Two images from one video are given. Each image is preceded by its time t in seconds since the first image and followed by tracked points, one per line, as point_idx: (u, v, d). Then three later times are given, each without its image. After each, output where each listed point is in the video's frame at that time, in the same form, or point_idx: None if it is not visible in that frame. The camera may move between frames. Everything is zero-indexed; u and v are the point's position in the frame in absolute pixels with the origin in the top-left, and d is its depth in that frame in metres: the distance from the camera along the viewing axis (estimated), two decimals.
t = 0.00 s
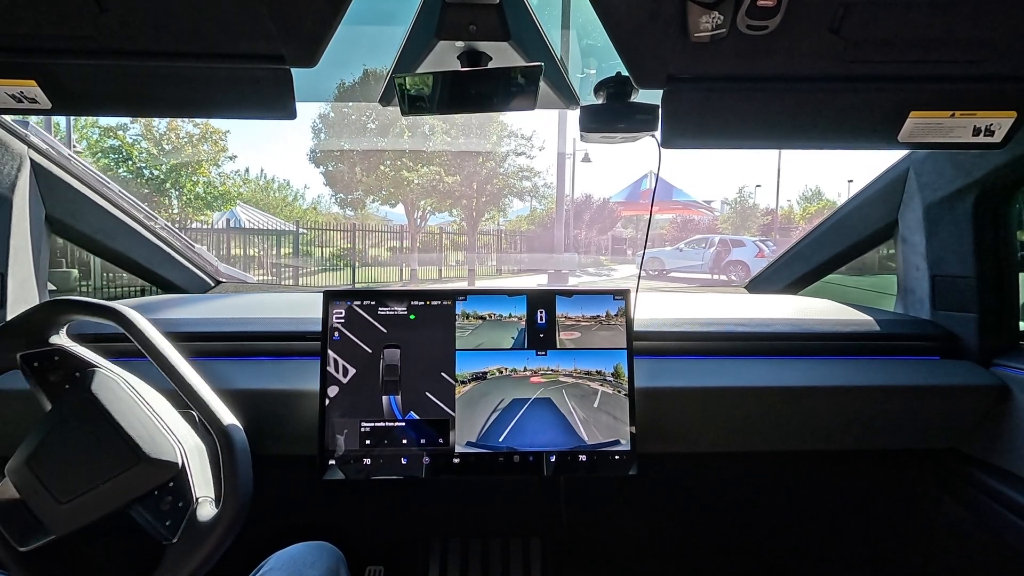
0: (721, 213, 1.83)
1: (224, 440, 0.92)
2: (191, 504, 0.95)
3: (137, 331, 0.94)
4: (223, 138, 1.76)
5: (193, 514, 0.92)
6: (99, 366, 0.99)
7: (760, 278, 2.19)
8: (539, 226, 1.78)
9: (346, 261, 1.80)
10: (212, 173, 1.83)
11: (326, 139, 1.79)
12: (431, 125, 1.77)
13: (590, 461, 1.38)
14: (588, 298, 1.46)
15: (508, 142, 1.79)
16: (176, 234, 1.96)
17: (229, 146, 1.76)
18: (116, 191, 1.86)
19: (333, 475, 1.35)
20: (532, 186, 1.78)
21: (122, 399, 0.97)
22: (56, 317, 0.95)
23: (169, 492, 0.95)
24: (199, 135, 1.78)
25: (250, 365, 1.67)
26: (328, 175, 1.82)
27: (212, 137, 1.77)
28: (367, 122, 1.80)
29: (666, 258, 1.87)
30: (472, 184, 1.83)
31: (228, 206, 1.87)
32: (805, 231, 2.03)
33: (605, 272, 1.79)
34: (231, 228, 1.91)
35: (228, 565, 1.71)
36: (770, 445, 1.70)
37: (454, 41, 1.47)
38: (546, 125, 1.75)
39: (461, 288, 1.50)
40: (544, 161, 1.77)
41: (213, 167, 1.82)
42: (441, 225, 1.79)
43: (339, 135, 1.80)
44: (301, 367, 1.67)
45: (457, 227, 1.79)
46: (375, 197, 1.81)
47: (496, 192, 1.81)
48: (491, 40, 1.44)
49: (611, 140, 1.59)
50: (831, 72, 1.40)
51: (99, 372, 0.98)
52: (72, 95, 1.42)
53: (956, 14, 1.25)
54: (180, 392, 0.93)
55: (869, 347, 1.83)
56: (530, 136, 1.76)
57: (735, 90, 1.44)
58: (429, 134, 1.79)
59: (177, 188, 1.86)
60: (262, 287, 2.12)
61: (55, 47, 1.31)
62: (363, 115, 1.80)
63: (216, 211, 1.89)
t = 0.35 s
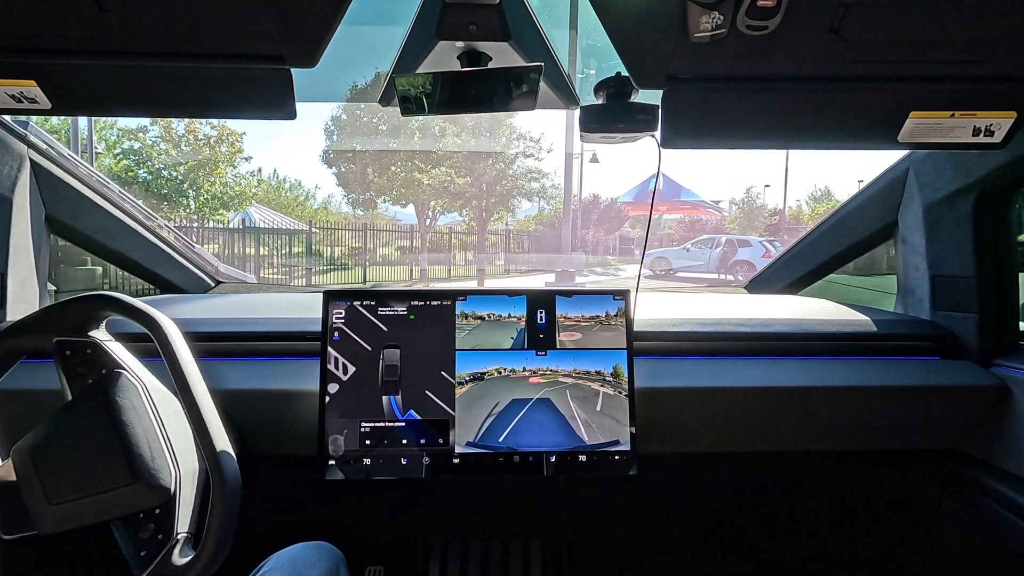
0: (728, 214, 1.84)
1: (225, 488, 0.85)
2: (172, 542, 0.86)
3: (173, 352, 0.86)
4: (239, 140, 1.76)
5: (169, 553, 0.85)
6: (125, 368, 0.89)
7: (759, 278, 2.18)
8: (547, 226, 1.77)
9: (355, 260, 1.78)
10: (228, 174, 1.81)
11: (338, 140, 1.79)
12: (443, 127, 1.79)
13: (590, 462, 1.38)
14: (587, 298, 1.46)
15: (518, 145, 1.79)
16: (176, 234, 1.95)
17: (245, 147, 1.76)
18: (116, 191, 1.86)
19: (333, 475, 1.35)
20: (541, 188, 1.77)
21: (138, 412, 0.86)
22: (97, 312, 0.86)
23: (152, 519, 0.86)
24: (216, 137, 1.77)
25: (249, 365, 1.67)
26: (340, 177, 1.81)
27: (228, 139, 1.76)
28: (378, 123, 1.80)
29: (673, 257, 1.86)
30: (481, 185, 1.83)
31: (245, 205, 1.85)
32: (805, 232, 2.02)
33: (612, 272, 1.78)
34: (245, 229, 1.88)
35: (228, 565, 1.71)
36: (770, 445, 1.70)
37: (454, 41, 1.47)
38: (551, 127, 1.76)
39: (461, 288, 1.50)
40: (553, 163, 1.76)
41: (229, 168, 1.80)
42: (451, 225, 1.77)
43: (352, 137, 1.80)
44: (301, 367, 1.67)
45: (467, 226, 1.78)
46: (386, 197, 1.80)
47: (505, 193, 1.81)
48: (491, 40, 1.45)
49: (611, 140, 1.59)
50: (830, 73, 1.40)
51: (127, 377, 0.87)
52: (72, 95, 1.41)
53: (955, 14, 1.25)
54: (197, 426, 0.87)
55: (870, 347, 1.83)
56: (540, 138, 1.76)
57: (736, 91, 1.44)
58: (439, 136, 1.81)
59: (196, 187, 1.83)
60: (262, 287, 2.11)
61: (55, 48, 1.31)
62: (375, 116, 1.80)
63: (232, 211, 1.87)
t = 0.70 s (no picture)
0: (740, 214, 1.84)
1: (211, 541, 0.77)
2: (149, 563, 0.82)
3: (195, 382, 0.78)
4: (258, 141, 1.75)
5: None
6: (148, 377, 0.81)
7: (758, 278, 2.18)
8: (558, 226, 1.77)
9: (368, 260, 1.76)
10: (250, 175, 1.81)
11: (354, 142, 1.83)
12: (456, 130, 1.84)
13: (591, 461, 1.38)
14: (586, 298, 1.46)
15: (529, 146, 1.82)
16: (176, 234, 1.95)
17: (265, 149, 1.76)
18: (116, 191, 1.86)
19: (333, 475, 1.35)
20: (553, 189, 1.76)
21: (150, 425, 0.78)
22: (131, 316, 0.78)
23: (133, 540, 0.82)
24: (236, 139, 1.77)
25: (249, 365, 1.67)
26: (356, 177, 1.82)
27: (249, 141, 1.76)
28: (393, 125, 1.82)
29: (684, 258, 1.87)
30: (495, 186, 1.84)
31: (265, 206, 1.85)
32: (806, 233, 2.03)
33: (624, 272, 1.79)
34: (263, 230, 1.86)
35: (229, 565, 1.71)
36: (771, 445, 1.70)
37: (454, 41, 1.48)
38: (558, 127, 1.78)
39: (461, 288, 1.50)
40: (565, 165, 1.76)
41: (251, 170, 1.80)
42: (463, 225, 1.76)
43: (369, 137, 1.84)
44: (301, 367, 1.67)
45: (479, 226, 1.76)
46: (400, 196, 1.80)
47: (518, 194, 1.81)
48: (491, 40, 1.45)
49: (611, 140, 1.59)
50: (830, 72, 1.40)
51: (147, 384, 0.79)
52: (72, 95, 1.42)
53: (953, 14, 1.25)
54: (196, 461, 0.77)
55: (870, 347, 1.83)
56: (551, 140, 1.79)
57: (736, 90, 1.44)
58: (454, 137, 1.85)
59: (218, 187, 1.81)
60: (261, 287, 2.10)
61: (56, 48, 1.31)
62: (390, 120, 1.83)
63: (253, 211, 1.86)
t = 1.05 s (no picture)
0: (756, 214, 1.85)
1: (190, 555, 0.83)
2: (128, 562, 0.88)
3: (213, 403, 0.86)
4: (281, 144, 1.72)
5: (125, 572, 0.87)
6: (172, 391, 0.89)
7: (758, 278, 2.18)
8: (573, 225, 1.76)
9: (388, 261, 1.74)
10: (273, 177, 1.77)
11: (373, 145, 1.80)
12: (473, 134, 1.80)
13: (591, 461, 1.38)
14: (587, 297, 1.46)
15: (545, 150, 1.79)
16: (175, 233, 1.94)
17: (289, 152, 1.72)
18: (116, 191, 1.85)
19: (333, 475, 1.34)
20: (568, 190, 1.77)
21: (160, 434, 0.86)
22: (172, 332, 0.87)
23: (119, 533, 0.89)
24: (259, 141, 1.72)
25: (248, 365, 1.67)
26: (376, 180, 1.78)
27: (273, 143, 1.72)
28: (412, 128, 1.79)
29: (699, 258, 1.87)
30: (512, 188, 1.81)
31: (288, 206, 1.80)
32: (808, 229, 2.02)
33: (637, 272, 1.82)
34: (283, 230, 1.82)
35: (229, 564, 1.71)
36: (771, 445, 1.70)
37: (455, 41, 1.48)
38: (570, 129, 1.79)
39: (462, 288, 1.51)
40: (580, 167, 1.76)
41: (274, 172, 1.76)
42: (479, 225, 1.77)
43: (388, 141, 1.80)
44: (301, 367, 1.67)
45: (494, 225, 1.77)
46: (418, 196, 1.77)
47: (534, 195, 1.79)
48: (491, 40, 1.45)
49: (611, 140, 1.59)
50: (830, 72, 1.40)
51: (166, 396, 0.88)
52: (72, 95, 1.42)
53: (951, 14, 1.25)
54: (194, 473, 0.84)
55: (870, 347, 1.83)
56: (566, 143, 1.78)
57: (736, 91, 1.44)
58: (471, 140, 1.81)
59: (243, 189, 1.76)
60: (262, 287, 2.09)
61: (56, 48, 1.31)
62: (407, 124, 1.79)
63: (277, 211, 1.80)
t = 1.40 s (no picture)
0: (779, 214, 1.86)
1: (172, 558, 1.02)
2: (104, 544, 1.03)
3: (236, 491, 1.03)
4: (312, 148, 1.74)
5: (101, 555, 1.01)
6: (187, 465, 1.06)
7: (757, 278, 2.17)
8: (594, 226, 1.73)
9: (413, 261, 1.75)
10: (305, 177, 1.77)
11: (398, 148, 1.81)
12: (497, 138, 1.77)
13: (591, 462, 1.38)
14: (587, 297, 1.46)
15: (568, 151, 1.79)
16: (177, 232, 1.94)
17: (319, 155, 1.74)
18: (116, 190, 1.86)
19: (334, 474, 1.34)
20: (589, 192, 1.76)
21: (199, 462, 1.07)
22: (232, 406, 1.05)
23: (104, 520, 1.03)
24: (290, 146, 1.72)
25: (248, 364, 1.67)
26: (401, 181, 1.78)
27: (304, 147, 1.73)
28: (437, 131, 1.80)
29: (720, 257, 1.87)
30: (535, 190, 1.78)
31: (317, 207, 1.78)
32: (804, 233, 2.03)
33: (658, 272, 1.83)
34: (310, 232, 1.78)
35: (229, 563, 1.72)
36: (771, 445, 1.69)
37: (455, 41, 1.49)
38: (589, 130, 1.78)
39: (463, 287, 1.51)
40: (602, 169, 1.77)
41: (303, 173, 1.76)
42: (501, 226, 1.75)
43: (414, 145, 1.81)
44: (301, 366, 1.67)
45: (515, 225, 1.74)
46: (441, 197, 1.76)
47: (555, 197, 1.77)
48: (491, 40, 1.46)
49: (612, 140, 1.59)
50: (831, 72, 1.40)
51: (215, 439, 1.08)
52: (72, 96, 1.42)
53: (949, 14, 1.25)
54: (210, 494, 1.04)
55: (870, 347, 1.83)
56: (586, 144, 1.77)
57: (737, 90, 1.43)
58: (495, 143, 1.79)
59: (273, 190, 1.74)
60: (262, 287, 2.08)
61: (57, 48, 1.31)
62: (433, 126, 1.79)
63: (307, 212, 1.77)
